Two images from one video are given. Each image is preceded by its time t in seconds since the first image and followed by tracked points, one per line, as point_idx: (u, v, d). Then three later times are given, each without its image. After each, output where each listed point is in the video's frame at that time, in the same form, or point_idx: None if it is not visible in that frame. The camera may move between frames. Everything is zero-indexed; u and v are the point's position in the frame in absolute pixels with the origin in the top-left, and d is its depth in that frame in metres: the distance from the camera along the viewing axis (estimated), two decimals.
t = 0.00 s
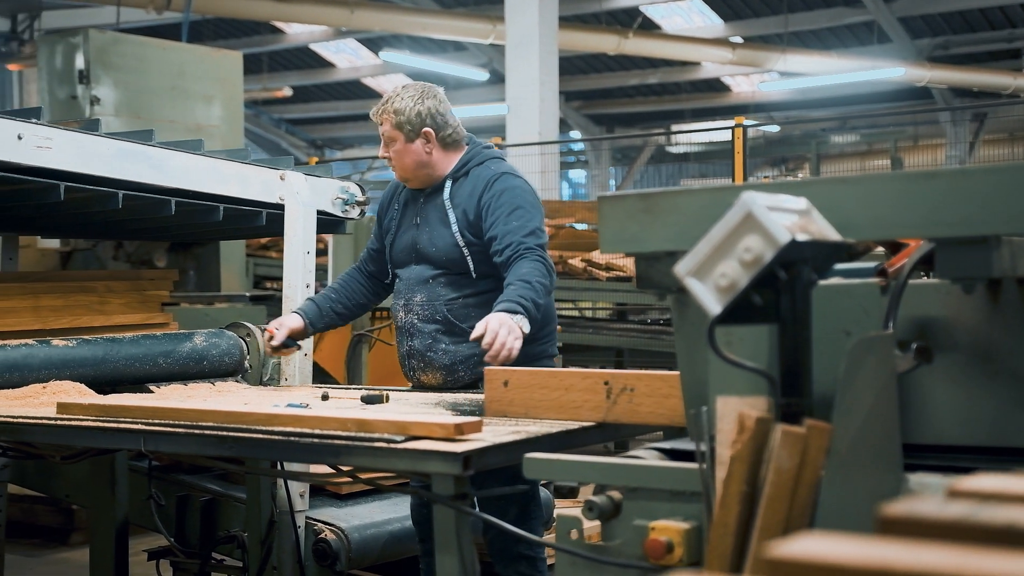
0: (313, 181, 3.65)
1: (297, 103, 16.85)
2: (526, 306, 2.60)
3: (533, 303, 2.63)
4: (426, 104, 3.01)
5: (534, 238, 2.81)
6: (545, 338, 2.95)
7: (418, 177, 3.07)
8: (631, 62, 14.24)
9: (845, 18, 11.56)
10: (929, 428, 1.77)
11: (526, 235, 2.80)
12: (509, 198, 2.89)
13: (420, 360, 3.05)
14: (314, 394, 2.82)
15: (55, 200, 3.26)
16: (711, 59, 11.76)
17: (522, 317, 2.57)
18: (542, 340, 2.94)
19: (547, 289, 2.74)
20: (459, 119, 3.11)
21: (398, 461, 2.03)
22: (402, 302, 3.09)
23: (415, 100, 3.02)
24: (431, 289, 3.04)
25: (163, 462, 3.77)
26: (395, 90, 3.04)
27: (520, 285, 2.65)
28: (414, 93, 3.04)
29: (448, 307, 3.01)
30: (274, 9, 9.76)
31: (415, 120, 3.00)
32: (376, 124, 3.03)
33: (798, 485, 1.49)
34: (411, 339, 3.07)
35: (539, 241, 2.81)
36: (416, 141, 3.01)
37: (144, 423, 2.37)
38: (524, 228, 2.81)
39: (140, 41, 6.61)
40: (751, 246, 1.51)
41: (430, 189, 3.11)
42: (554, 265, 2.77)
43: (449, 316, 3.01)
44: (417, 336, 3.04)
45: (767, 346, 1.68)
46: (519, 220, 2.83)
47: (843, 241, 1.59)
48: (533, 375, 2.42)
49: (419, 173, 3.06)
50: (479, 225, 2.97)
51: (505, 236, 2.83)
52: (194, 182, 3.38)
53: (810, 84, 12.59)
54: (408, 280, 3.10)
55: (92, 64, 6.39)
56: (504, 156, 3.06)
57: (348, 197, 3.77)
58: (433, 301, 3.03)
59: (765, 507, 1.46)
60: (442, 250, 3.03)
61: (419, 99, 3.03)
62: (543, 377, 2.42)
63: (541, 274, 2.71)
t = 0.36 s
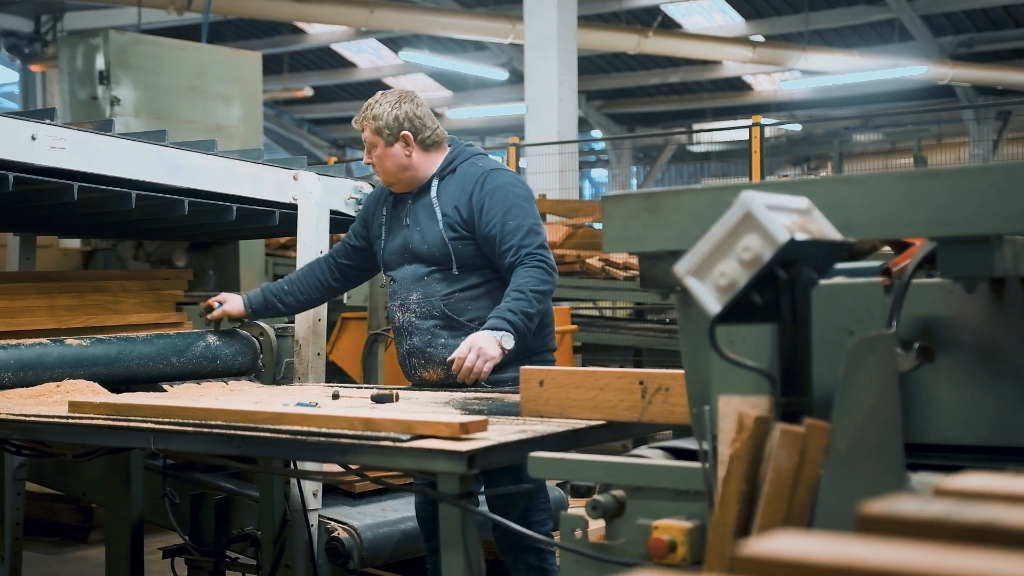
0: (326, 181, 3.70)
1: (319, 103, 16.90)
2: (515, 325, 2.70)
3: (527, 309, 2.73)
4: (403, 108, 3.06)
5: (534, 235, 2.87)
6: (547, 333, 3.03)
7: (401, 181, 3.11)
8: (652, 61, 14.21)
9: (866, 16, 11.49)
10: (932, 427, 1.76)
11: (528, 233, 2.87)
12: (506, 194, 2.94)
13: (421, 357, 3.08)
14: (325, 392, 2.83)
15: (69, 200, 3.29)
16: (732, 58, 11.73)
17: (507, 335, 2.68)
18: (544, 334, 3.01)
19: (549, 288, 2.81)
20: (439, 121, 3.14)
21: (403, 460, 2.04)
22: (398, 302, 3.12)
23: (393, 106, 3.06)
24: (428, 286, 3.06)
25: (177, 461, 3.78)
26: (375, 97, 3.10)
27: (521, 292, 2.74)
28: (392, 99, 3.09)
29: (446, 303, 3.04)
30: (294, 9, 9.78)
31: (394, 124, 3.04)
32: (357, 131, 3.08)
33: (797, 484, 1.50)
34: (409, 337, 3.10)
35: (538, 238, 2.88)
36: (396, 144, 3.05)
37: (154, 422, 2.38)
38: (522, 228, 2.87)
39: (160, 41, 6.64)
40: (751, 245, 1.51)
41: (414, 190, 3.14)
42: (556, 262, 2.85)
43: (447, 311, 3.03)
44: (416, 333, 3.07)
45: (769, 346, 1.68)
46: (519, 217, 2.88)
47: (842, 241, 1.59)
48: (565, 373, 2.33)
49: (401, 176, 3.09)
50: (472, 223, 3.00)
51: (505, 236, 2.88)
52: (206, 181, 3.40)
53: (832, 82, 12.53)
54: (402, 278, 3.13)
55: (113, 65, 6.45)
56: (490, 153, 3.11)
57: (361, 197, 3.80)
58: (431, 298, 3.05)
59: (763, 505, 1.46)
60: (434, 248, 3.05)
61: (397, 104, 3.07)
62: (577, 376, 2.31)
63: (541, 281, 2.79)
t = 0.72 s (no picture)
0: (339, 181, 3.84)
1: (340, 104, 16.92)
2: (513, 320, 2.87)
3: (525, 302, 2.90)
4: (385, 118, 3.15)
5: (528, 224, 3.03)
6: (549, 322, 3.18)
7: (389, 188, 3.21)
8: (674, 61, 14.18)
9: (889, 15, 11.42)
10: (936, 427, 1.76)
11: (523, 223, 3.02)
12: (497, 188, 3.09)
13: (427, 358, 3.18)
14: (337, 392, 2.84)
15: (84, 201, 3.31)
16: (753, 57, 11.70)
17: (502, 329, 2.84)
18: (547, 327, 3.16)
19: (550, 274, 2.97)
20: (422, 128, 3.24)
21: (411, 458, 2.05)
22: (400, 307, 3.21)
23: (375, 117, 3.15)
24: (426, 288, 3.16)
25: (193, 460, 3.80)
26: (357, 107, 3.18)
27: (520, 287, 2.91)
28: (375, 110, 3.18)
29: (446, 302, 3.13)
30: (313, 10, 9.81)
31: (377, 134, 3.13)
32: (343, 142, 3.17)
33: (796, 483, 1.49)
34: (415, 340, 3.19)
35: (532, 226, 3.04)
36: (381, 154, 3.14)
37: (164, 421, 2.40)
38: (517, 218, 3.02)
39: (178, 41, 6.67)
40: (751, 245, 1.51)
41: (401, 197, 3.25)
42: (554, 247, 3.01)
43: (448, 309, 3.13)
44: (420, 335, 3.17)
45: (771, 345, 1.69)
46: (512, 208, 3.03)
47: (843, 241, 1.59)
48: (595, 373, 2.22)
49: (388, 184, 3.19)
50: (465, 220, 3.12)
51: (502, 230, 3.03)
52: (219, 181, 3.44)
53: (854, 82, 12.47)
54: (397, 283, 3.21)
55: (133, 66, 6.49)
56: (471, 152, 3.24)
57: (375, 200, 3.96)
58: (432, 299, 3.14)
59: (763, 503, 1.47)
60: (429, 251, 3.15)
61: (379, 113, 3.17)
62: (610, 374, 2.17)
63: (539, 270, 2.95)
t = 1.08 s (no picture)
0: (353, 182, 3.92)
1: (363, 104, 16.94)
2: (514, 314, 2.92)
3: (524, 296, 2.94)
4: (378, 127, 3.19)
5: (524, 219, 3.08)
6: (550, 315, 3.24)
7: (386, 196, 3.27)
8: (697, 60, 14.14)
9: (911, 13, 11.37)
10: (943, 428, 1.75)
11: (520, 219, 3.07)
12: (492, 186, 3.14)
13: (435, 359, 3.23)
14: (350, 392, 2.85)
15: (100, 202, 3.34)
16: (775, 56, 11.64)
17: (503, 324, 2.87)
18: (550, 322, 3.24)
19: (550, 267, 3.02)
20: (416, 134, 3.29)
21: (420, 459, 2.06)
22: (404, 311, 3.26)
23: (368, 127, 3.20)
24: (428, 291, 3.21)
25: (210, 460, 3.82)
26: (350, 118, 3.23)
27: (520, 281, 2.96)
28: (367, 119, 3.23)
29: (449, 301, 3.18)
30: (334, 10, 9.83)
31: (371, 143, 3.18)
32: (338, 152, 3.22)
33: (799, 484, 1.48)
34: (421, 343, 3.24)
35: (529, 221, 3.09)
36: (376, 163, 3.19)
37: (176, 421, 2.42)
38: (513, 215, 3.07)
39: (200, 43, 6.70)
40: (754, 245, 1.51)
41: (398, 202, 3.30)
42: (552, 239, 3.06)
43: (451, 310, 3.18)
44: (426, 337, 3.22)
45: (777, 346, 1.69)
46: (507, 206, 3.09)
47: (848, 241, 1.58)
48: (633, 375, 2.16)
49: (384, 191, 3.25)
50: (462, 221, 3.17)
51: (500, 227, 3.08)
52: (233, 183, 3.48)
53: (878, 81, 12.40)
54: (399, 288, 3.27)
55: (154, 67, 6.52)
56: (465, 153, 3.30)
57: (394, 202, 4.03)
58: (434, 300, 3.19)
59: (766, 504, 1.46)
60: (429, 254, 3.20)
61: (373, 123, 3.21)
62: (643, 378, 2.16)
63: (539, 263, 3.00)
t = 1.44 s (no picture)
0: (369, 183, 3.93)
1: (385, 105, 16.96)
2: (514, 318, 2.92)
3: (523, 302, 2.95)
4: (384, 134, 3.21)
5: (527, 225, 3.09)
6: (559, 316, 3.26)
7: (392, 201, 3.28)
8: (720, 61, 14.09)
9: (936, 12, 11.26)
10: (946, 428, 1.74)
11: (521, 226, 3.08)
12: (493, 193, 3.15)
13: (448, 363, 3.28)
14: (363, 393, 2.86)
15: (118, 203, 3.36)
16: (797, 56, 11.59)
17: (503, 327, 2.88)
18: (560, 322, 3.26)
19: (552, 272, 3.03)
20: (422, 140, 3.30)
21: (428, 458, 2.07)
22: (414, 317, 3.31)
23: (374, 133, 3.21)
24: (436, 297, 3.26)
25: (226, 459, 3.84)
26: (356, 124, 3.24)
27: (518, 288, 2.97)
28: (374, 126, 3.24)
29: (457, 306, 3.23)
30: (354, 11, 9.83)
31: (378, 150, 3.20)
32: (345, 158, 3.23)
33: (803, 485, 1.47)
34: (434, 347, 3.30)
35: (531, 226, 3.10)
36: (383, 169, 3.20)
37: (188, 420, 2.44)
38: (515, 221, 3.09)
39: (223, 45, 6.69)
40: (756, 246, 1.51)
41: (404, 208, 3.32)
42: (555, 244, 3.07)
43: (460, 315, 3.22)
44: (437, 341, 3.27)
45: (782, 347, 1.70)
46: (509, 212, 3.10)
47: (852, 242, 1.58)
48: (665, 377, 2.16)
49: (391, 197, 3.26)
50: (466, 228, 3.20)
51: (502, 234, 3.10)
52: (249, 184, 3.51)
53: (902, 80, 12.32)
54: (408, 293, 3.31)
55: (176, 70, 6.49)
56: (468, 157, 3.30)
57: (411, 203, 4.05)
58: (443, 305, 3.24)
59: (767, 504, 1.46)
60: (434, 261, 3.24)
61: (379, 129, 3.23)
62: (677, 380, 2.16)
63: (539, 268, 3.01)
